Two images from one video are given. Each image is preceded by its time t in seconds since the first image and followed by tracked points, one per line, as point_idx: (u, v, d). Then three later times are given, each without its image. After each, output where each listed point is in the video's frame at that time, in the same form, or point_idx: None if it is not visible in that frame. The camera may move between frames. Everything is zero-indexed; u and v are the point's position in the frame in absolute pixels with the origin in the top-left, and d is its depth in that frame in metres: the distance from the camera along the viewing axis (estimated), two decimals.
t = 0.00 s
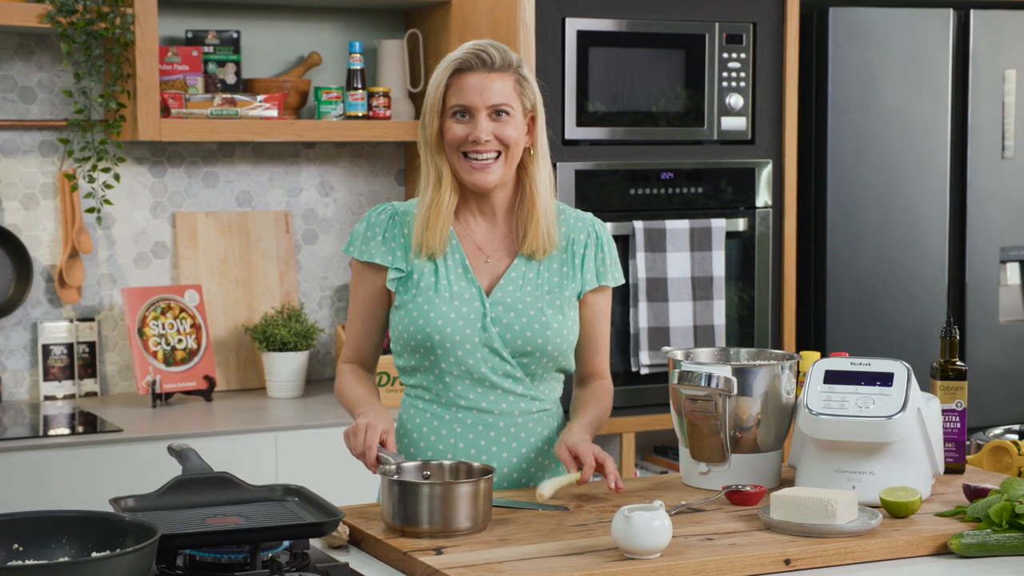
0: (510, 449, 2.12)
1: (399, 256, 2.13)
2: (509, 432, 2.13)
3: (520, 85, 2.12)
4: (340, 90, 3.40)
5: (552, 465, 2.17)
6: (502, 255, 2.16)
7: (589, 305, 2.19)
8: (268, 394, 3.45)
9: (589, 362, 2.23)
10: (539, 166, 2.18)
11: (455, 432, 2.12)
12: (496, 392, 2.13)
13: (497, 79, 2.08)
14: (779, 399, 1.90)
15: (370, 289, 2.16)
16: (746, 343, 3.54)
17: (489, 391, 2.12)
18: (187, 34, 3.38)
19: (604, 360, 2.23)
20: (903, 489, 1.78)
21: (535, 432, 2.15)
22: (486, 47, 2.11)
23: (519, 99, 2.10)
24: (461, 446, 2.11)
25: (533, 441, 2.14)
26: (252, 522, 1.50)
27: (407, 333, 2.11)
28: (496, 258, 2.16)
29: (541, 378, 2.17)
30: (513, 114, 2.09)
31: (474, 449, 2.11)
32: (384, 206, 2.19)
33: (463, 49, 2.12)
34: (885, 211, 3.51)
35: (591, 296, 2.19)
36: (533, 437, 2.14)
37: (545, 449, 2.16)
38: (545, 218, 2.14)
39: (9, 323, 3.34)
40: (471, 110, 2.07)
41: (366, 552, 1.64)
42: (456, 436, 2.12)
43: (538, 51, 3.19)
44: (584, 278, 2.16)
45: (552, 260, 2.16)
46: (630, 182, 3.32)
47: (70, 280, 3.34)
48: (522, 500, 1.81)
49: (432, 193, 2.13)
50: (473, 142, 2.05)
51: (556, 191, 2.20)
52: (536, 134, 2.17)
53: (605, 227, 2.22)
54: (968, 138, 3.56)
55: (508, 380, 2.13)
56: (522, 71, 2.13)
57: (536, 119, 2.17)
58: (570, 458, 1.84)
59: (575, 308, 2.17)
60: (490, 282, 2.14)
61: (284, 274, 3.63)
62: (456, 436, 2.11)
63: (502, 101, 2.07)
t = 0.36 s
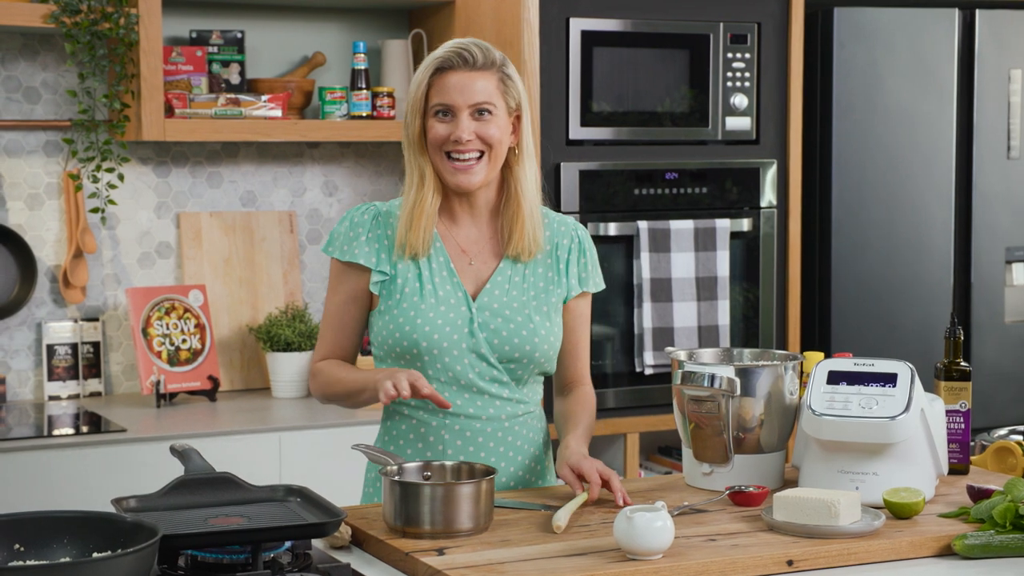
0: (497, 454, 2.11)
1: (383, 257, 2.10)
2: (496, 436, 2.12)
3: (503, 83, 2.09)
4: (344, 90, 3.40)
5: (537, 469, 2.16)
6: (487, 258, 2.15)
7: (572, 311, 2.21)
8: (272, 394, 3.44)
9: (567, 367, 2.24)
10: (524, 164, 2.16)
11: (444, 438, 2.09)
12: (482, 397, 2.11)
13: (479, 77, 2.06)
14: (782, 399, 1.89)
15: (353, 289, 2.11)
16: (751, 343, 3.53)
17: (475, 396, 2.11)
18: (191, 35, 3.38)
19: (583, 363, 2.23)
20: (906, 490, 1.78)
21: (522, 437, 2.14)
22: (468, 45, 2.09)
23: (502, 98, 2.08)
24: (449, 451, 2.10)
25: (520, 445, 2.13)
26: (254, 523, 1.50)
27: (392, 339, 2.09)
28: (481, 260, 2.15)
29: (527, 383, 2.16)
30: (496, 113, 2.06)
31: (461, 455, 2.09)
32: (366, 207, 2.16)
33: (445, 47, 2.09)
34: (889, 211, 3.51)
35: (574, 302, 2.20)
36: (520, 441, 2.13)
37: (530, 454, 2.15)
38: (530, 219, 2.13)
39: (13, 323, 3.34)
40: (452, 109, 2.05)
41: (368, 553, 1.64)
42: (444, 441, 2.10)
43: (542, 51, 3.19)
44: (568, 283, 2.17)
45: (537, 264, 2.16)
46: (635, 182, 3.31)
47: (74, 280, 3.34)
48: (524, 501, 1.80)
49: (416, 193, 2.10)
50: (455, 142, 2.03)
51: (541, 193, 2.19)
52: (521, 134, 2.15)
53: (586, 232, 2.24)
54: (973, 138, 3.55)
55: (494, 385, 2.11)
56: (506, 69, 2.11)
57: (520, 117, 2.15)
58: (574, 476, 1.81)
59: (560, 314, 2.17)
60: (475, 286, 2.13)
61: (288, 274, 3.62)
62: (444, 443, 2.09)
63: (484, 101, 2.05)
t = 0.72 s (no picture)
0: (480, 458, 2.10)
1: (361, 261, 2.09)
2: (477, 440, 2.11)
3: (490, 88, 2.07)
4: (349, 90, 3.40)
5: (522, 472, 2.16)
6: (466, 261, 2.13)
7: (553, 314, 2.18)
8: (276, 394, 3.44)
9: (555, 368, 2.21)
10: (507, 167, 2.14)
11: (424, 443, 2.10)
12: (462, 401, 2.11)
13: (469, 84, 2.03)
14: (785, 400, 1.89)
15: (333, 292, 2.10)
16: (756, 343, 3.52)
17: (454, 400, 2.10)
18: (196, 35, 3.38)
19: (568, 365, 2.21)
20: (910, 491, 1.77)
21: (504, 439, 2.13)
22: (458, 49, 2.05)
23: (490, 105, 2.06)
24: (431, 456, 2.10)
25: (502, 448, 2.13)
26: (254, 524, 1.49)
27: (369, 345, 2.08)
28: (460, 263, 2.13)
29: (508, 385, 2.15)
30: (484, 121, 2.04)
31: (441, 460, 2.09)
32: (343, 209, 2.15)
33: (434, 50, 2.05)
34: (894, 211, 3.49)
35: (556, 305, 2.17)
36: (502, 444, 2.13)
37: (516, 455, 2.15)
38: (511, 223, 2.12)
39: (17, 323, 3.34)
40: (441, 117, 2.02)
41: (369, 554, 1.64)
42: (424, 446, 2.10)
43: (546, 51, 3.19)
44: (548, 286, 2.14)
45: (516, 266, 2.14)
46: (640, 182, 3.31)
47: (79, 280, 3.34)
48: (526, 501, 1.80)
49: (397, 196, 2.09)
50: (444, 151, 2.00)
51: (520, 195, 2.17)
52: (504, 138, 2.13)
53: (568, 231, 2.21)
54: (979, 138, 3.54)
55: (473, 389, 2.11)
56: (494, 74, 2.08)
57: (505, 120, 2.12)
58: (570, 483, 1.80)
59: (540, 316, 2.16)
60: (453, 289, 2.12)
61: (292, 274, 3.62)
62: (425, 448, 2.09)
63: (473, 109, 2.02)
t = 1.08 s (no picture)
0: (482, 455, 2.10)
1: (358, 265, 2.08)
2: (480, 438, 2.10)
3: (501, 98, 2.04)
4: (353, 90, 3.39)
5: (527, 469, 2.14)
6: (465, 259, 2.12)
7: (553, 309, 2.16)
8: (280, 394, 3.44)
9: (560, 367, 2.17)
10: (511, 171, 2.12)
11: (426, 442, 2.09)
12: (463, 400, 2.10)
13: (487, 101, 1.99)
14: (787, 401, 1.88)
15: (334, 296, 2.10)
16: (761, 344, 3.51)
17: (455, 399, 2.10)
18: (200, 35, 3.38)
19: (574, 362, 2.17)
20: (912, 493, 1.76)
21: (507, 437, 2.12)
22: (476, 62, 2.00)
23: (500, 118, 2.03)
24: (433, 454, 2.09)
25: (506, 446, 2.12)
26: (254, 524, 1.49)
27: (369, 346, 2.08)
28: (460, 262, 2.12)
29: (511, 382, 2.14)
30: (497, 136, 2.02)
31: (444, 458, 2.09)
32: (340, 213, 2.14)
33: (451, 62, 1.99)
34: (899, 210, 3.48)
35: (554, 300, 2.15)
36: (504, 441, 2.12)
37: (520, 453, 2.14)
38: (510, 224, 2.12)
39: (22, 323, 3.34)
40: (458, 134, 1.99)
41: (369, 555, 1.63)
42: (427, 444, 2.09)
43: (550, 50, 3.18)
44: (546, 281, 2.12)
45: (513, 262, 2.13)
46: (645, 181, 3.30)
47: (83, 280, 3.34)
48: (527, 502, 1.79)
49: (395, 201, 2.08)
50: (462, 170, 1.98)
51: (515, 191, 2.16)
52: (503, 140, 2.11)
53: (566, 225, 2.19)
54: (985, 137, 3.52)
55: (475, 387, 2.10)
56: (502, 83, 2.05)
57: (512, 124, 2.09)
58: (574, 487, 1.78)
59: (539, 312, 2.14)
60: (451, 289, 2.11)
61: (296, 274, 3.62)
62: (427, 446, 2.09)
63: (490, 126, 2.00)
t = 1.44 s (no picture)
0: (493, 456, 2.08)
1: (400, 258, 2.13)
2: (496, 439, 2.09)
3: (495, 92, 2.00)
4: (357, 89, 3.39)
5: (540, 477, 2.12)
6: (502, 262, 2.11)
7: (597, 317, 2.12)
8: (285, 394, 3.44)
9: (602, 375, 2.13)
10: (527, 173, 2.07)
11: (442, 434, 2.10)
12: (485, 400, 2.10)
13: (465, 94, 1.98)
14: (789, 401, 1.87)
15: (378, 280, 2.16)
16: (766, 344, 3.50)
17: (478, 398, 2.10)
18: (204, 34, 3.38)
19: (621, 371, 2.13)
20: (913, 494, 1.75)
21: (523, 443, 2.10)
22: (456, 59, 2.01)
23: (492, 112, 2.00)
24: (445, 448, 2.10)
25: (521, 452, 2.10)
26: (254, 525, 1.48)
27: (403, 337, 2.10)
28: (496, 264, 2.12)
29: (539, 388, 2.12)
30: (483, 130, 1.98)
31: (455, 453, 2.09)
32: (392, 207, 2.21)
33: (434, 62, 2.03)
34: (907, 210, 3.47)
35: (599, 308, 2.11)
36: (519, 447, 2.10)
37: (534, 461, 2.11)
38: (535, 225, 2.06)
39: (26, 323, 3.34)
40: (438, 130, 1.99)
41: (368, 556, 1.63)
42: (441, 437, 2.10)
43: (554, 50, 3.17)
44: (586, 292, 2.08)
45: (554, 268, 2.10)
46: (650, 181, 3.29)
47: (87, 280, 3.34)
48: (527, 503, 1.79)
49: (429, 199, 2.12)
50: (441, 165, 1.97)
51: (556, 193, 2.10)
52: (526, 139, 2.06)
53: (616, 235, 2.13)
54: (992, 137, 3.51)
55: (496, 391, 2.10)
56: (499, 78, 2.02)
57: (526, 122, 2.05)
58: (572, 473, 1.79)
59: (578, 323, 2.11)
60: (488, 291, 2.11)
61: (301, 274, 3.61)
62: (440, 438, 2.10)
63: (469, 119, 1.97)
